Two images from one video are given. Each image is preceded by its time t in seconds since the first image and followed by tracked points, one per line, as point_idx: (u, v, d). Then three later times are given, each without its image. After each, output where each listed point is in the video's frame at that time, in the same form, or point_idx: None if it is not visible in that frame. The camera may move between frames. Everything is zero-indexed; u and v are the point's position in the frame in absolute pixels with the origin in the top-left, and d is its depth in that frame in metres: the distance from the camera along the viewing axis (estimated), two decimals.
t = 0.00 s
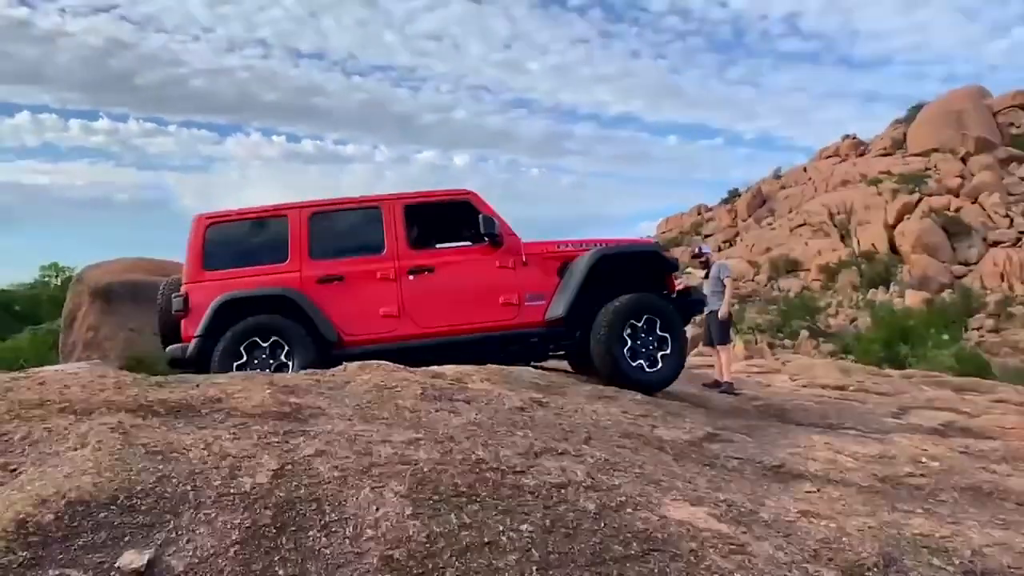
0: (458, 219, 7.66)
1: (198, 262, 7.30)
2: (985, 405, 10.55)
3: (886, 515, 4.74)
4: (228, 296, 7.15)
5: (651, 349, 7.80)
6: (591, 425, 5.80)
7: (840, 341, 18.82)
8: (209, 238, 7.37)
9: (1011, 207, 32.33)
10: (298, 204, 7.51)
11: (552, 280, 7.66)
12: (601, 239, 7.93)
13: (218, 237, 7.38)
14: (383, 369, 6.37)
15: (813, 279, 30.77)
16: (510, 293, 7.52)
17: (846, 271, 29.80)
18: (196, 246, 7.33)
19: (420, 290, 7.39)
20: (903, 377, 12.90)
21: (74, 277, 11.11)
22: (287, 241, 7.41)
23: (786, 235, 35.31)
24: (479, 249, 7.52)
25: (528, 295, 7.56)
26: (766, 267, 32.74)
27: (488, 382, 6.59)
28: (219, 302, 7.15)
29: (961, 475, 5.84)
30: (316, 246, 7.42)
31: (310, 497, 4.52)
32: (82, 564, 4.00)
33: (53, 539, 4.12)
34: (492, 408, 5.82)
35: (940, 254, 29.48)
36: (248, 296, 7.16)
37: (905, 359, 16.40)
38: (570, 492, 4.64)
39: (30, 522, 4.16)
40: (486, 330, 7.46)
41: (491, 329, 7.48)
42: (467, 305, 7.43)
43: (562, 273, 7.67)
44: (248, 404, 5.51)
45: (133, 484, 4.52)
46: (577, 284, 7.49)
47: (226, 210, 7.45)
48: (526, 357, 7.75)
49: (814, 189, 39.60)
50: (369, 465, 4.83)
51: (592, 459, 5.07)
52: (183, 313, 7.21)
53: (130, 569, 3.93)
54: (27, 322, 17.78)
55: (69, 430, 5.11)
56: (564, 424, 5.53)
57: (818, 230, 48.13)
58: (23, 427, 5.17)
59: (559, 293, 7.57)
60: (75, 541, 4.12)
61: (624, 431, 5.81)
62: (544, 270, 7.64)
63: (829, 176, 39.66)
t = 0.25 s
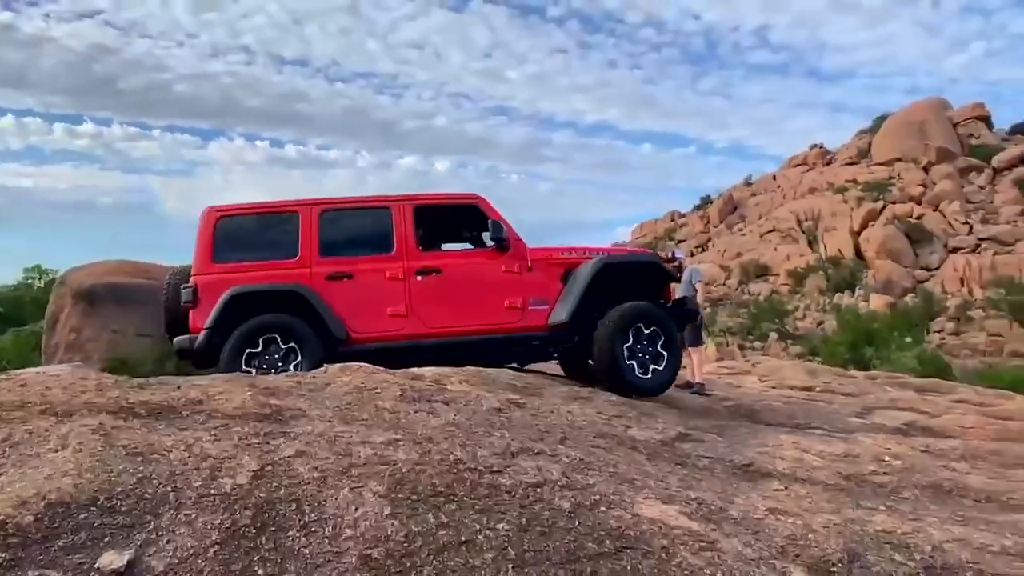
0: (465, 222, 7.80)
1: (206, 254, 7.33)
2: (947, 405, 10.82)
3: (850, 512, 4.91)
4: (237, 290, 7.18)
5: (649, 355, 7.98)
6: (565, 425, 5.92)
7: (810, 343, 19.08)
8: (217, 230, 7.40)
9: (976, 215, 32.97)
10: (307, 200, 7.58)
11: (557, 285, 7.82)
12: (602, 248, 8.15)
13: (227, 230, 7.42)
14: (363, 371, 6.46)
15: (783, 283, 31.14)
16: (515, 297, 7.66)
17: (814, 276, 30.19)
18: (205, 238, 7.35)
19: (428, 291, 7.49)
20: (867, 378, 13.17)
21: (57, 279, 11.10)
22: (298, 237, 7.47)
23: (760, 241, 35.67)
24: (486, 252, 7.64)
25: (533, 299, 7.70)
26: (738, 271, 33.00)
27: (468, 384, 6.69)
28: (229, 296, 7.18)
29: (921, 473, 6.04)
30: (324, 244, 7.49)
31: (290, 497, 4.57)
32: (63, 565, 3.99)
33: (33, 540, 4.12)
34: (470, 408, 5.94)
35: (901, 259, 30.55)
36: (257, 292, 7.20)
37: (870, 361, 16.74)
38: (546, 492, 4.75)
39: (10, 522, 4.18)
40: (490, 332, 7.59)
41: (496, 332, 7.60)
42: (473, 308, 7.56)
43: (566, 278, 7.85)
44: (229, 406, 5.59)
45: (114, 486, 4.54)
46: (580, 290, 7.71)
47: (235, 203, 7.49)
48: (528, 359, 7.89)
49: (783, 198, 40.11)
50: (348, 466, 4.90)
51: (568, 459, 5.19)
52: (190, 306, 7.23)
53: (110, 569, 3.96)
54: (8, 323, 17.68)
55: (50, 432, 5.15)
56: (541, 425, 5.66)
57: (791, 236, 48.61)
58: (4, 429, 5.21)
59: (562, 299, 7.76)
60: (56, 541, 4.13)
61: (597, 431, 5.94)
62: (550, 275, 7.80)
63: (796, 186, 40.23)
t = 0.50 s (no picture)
0: (461, 226, 7.94)
1: (201, 254, 7.34)
2: (922, 408, 10.93)
3: (826, 514, 4.96)
4: (233, 293, 7.23)
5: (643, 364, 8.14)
6: (546, 428, 5.95)
7: (790, 346, 19.19)
8: (212, 230, 7.42)
9: (951, 220, 33.32)
10: (303, 201, 7.63)
11: (553, 293, 8.01)
12: (598, 256, 8.34)
13: (221, 230, 7.44)
14: (342, 374, 6.46)
15: (761, 286, 31.33)
16: (511, 304, 7.84)
17: (791, 280, 30.38)
18: (199, 238, 7.36)
19: (425, 297, 7.62)
20: (843, 381, 13.28)
21: (32, 279, 11.00)
22: (293, 239, 7.53)
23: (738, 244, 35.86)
24: (484, 258, 7.79)
25: (528, 306, 7.89)
26: (718, 275, 33.21)
27: (448, 386, 6.69)
28: (225, 298, 7.22)
29: (896, 475, 6.11)
30: (320, 246, 7.56)
31: (267, 501, 4.55)
32: (34, 571, 3.96)
33: (4, 545, 4.09)
34: (450, 411, 5.95)
35: (878, 263, 30.80)
36: (253, 294, 7.27)
37: (847, 364, 16.88)
38: (525, 494, 4.76)
39: None
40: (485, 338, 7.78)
41: (490, 338, 7.79)
42: (469, 314, 7.72)
43: (562, 286, 8.02)
44: (205, 409, 5.58)
45: (87, 490, 4.52)
46: (577, 297, 7.87)
47: (230, 202, 7.50)
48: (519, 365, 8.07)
49: (761, 202, 40.33)
50: (326, 469, 4.89)
51: (548, 462, 5.22)
52: (184, 307, 7.25)
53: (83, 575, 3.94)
54: None
55: (23, 436, 5.10)
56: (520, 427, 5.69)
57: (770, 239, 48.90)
58: None
59: (559, 306, 7.92)
60: (28, 547, 4.08)
61: (577, 434, 5.97)
62: (546, 283, 7.98)
63: (774, 190, 40.47)
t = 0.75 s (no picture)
0: (457, 231, 8.02)
1: (194, 254, 7.32)
2: (895, 410, 11.05)
3: (800, 516, 5.00)
4: (227, 295, 7.23)
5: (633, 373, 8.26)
6: (522, 431, 5.97)
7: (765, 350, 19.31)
8: (205, 230, 7.38)
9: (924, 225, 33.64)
10: (298, 203, 7.64)
11: (546, 301, 8.13)
12: (592, 264, 8.48)
13: (215, 230, 7.41)
14: (318, 377, 6.46)
15: (737, 290, 31.52)
16: (506, 311, 7.95)
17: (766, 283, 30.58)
18: (192, 238, 7.34)
19: (420, 302, 7.69)
20: (817, 384, 13.39)
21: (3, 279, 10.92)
22: (288, 241, 7.54)
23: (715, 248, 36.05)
24: (480, 265, 7.89)
25: (522, 313, 8.00)
26: (694, 279, 33.38)
27: (425, 389, 6.70)
28: (219, 299, 7.21)
29: (869, 477, 6.18)
30: (315, 249, 7.59)
31: (240, 505, 4.52)
32: None
33: None
34: (427, 414, 5.97)
35: (852, 267, 31.08)
36: (249, 297, 7.27)
37: (821, 367, 17.02)
38: (502, 497, 4.78)
39: None
40: (478, 345, 7.88)
41: (483, 345, 7.89)
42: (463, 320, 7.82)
43: (556, 294, 8.17)
44: (178, 413, 5.56)
45: (57, 495, 4.49)
46: (571, 306, 8.02)
47: (224, 202, 7.47)
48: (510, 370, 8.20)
49: (738, 205, 40.55)
50: (301, 473, 4.87)
51: (525, 465, 5.25)
52: (176, 307, 7.23)
53: None
54: None
55: None
56: (497, 430, 5.71)
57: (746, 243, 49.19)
58: None
59: (552, 315, 8.08)
60: None
61: (554, 437, 6.01)
62: (540, 290, 8.11)
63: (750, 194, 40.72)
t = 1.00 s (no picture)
0: (456, 234, 8.06)
1: (192, 251, 7.32)
2: (872, 412, 11.15)
3: (777, 517, 5.04)
4: (225, 292, 7.23)
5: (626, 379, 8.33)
6: (502, 433, 6.00)
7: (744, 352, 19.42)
8: (204, 227, 7.38)
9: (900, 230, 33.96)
10: (298, 203, 7.65)
11: (543, 305, 8.18)
12: (588, 270, 8.53)
13: (213, 227, 7.41)
14: (297, 378, 6.47)
15: (716, 294, 31.66)
16: (503, 315, 8.00)
17: (745, 287, 30.75)
18: (191, 235, 7.33)
19: (417, 304, 7.72)
20: (795, 386, 13.48)
21: None
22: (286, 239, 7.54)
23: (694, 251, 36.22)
24: (478, 268, 7.94)
25: (518, 317, 8.05)
26: (674, 282, 33.52)
27: (405, 392, 6.71)
28: (216, 297, 7.20)
29: (845, 478, 6.24)
30: (314, 249, 7.60)
31: (217, 509, 4.45)
32: None
33: None
34: (407, 416, 5.99)
35: (830, 271, 31.32)
36: (246, 295, 7.28)
37: (800, 369, 17.13)
38: (482, 500, 4.78)
39: None
40: (474, 348, 7.92)
41: (479, 348, 7.93)
42: (460, 322, 7.85)
43: (552, 299, 8.21)
44: (155, 416, 5.54)
45: (30, 499, 4.41)
46: (568, 311, 8.06)
47: (223, 200, 7.48)
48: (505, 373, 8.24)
49: (718, 209, 40.74)
50: (279, 476, 4.83)
51: (505, 467, 5.26)
52: (173, 303, 7.20)
53: None
54: None
55: None
56: (477, 432, 5.73)
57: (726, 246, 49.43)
58: None
59: (548, 319, 8.11)
60: None
61: (533, 438, 6.04)
62: (537, 295, 8.16)
63: (730, 198, 40.91)
